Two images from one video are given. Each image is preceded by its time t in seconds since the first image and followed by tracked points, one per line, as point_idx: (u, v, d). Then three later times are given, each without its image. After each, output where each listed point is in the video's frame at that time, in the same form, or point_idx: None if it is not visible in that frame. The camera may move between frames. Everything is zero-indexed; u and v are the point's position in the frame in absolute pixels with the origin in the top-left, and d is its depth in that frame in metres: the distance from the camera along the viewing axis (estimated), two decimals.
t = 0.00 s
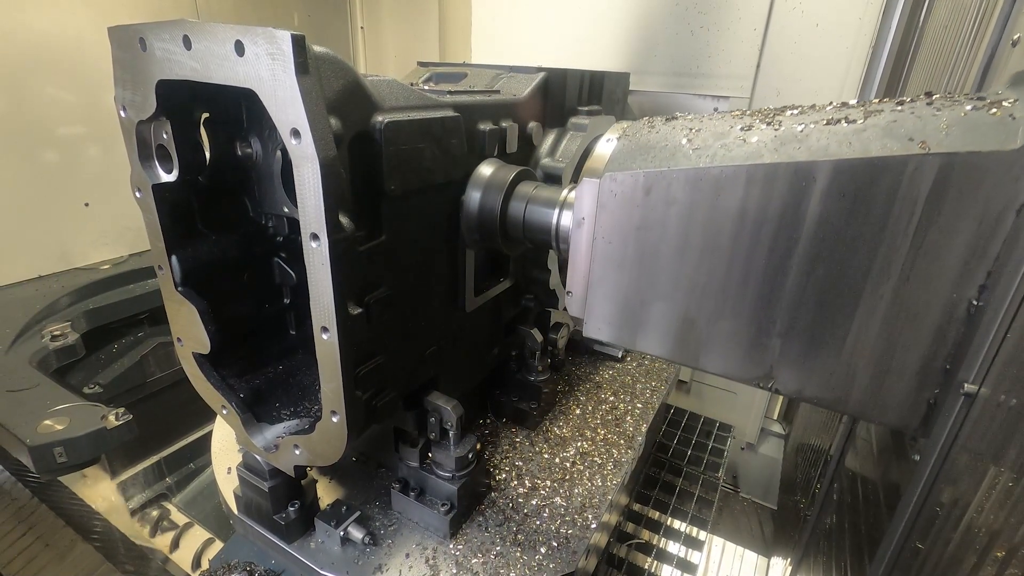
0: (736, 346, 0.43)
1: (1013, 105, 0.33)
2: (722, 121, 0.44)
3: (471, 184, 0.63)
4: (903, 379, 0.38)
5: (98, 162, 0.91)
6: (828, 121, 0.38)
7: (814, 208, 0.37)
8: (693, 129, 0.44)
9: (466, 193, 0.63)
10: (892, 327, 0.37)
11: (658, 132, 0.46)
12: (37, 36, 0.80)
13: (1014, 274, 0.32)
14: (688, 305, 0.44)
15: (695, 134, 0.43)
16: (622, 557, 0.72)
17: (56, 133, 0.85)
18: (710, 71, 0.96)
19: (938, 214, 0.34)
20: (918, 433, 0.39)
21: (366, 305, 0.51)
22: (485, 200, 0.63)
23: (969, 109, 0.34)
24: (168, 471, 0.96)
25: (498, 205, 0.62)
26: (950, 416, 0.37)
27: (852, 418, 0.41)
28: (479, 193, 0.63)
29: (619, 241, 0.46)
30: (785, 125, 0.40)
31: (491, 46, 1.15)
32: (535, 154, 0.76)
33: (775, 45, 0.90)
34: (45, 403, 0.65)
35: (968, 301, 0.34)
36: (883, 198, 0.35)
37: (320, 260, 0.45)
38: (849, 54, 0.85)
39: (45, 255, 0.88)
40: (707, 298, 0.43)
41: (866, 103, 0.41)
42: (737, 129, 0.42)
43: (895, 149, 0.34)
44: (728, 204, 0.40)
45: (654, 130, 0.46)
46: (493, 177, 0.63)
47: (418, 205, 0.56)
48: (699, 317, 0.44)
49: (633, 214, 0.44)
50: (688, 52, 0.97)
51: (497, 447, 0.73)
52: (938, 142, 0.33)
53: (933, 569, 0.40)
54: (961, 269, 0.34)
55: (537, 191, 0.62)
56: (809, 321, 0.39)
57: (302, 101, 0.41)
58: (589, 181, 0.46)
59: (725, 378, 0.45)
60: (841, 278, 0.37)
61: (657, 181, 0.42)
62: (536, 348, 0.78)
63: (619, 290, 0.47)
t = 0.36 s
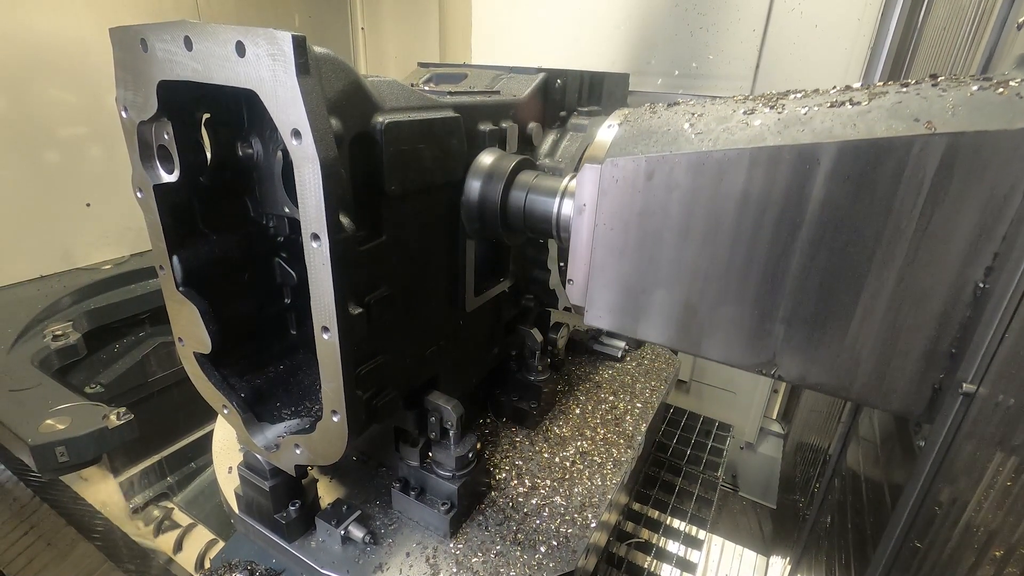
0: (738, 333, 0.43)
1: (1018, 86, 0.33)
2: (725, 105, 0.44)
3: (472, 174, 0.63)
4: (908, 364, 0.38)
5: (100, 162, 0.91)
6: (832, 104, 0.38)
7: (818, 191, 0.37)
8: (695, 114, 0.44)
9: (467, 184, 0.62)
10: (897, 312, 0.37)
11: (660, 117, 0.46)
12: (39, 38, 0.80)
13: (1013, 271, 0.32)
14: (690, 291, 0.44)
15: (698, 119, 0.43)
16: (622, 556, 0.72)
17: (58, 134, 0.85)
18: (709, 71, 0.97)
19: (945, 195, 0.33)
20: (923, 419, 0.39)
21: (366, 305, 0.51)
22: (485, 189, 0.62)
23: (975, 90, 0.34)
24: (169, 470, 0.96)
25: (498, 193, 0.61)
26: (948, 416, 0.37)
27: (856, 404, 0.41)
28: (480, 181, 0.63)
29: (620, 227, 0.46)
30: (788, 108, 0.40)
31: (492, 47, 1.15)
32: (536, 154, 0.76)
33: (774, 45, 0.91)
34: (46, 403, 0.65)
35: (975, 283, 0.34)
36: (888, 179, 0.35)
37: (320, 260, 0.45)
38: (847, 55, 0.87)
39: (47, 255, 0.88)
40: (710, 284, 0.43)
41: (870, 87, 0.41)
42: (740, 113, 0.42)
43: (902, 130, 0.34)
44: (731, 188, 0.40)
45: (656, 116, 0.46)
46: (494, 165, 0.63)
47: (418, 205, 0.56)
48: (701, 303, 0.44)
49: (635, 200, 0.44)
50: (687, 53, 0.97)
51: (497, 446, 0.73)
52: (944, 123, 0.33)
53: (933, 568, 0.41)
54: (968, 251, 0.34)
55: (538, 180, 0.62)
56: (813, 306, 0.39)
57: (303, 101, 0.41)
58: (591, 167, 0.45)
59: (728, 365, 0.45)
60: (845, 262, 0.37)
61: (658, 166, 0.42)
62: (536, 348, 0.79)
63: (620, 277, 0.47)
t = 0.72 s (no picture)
0: (740, 319, 0.43)
1: None
2: (727, 89, 0.44)
3: (472, 164, 0.63)
4: (911, 349, 0.37)
5: (102, 163, 0.92)
6: (836, 86, 0.38)
7: (822, 173, 0.37)
8: (697, 98, 0.44)
9: (468, 176, 0.62)
10: (901, 296, 0.36)
11: (662, 103, 0.45)
12: (40, 38, 0.80)
13: (1018, 260, 0.32)
14: (692, 276, 0.44)
15: (700, 104, 0.43)
16: (622, 556, 0.72)
17: (59, 135, 0.85)
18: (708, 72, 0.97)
19: (950, 176, 0.33)
20: (927, 403, 0.38)
21: (367, 305, 0.51)
22: (486, 178, 0.62)
23: (982, 69, 0.34)
24: (171, 469, 0.96)
25: (499, 181, 0.61)
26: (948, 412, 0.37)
27: (859, 390, 0.40)
28: (480, 172, 0.62)
29: (622, 212, 0.46)
30: (792, 91, 0.40)
31: (492, 49, 1.15)
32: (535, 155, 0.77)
33: (773, 46, 0.91)
34: (48, 402, 0.65)
35: (982, 264, 0.34)
36: (893, 160, 0.34)
37: (321, 260, 0.45)
38: (845, 55, 0.87)
39: (49, 255, 0.88)
40: (712, 269, 0.43)
41: (874, 69, 0.40)
42: (743, 97, 0.42)
43: (907, 110, 0.34)
44: (734, 172, 0.40)
45: (658, 101, 0.46)
46: (494, 155, 0.63)
47: (418, 204, 0.56)
48: (703, 288, 0.44)
49: (637, 185, 0.44)
50: (686, 54, 0.98)
51: (497, 445, 0.73)
52: (951, 103, 0.33)
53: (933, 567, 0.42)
54: (974, 233, 0.33)
55: (539, 168, 0.61)
56: (816, 291, 0.39)
57: (304, 102, 0.41)
58: (592, 153, 0.45)
59: (730, 353, 0.45)
60: (850, 245, 0.37)
61: (660, 150, 0.42)
62: (536, 347, 0.79)
63: (622, 264, 0.47)
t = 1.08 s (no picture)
0: (743, 305, 0.43)
1: None
2: (730, 74, 0.45)
3: (473, 154, 0.62)
4: (916, 334, 0.37)
5: (103, 163, 0.92)
6: (840, 67, 0.38)
7: (827, 155, 0.37)
8: (700, 83, 0.44)
9: (468, 165, 0.62)
10: (905, 279, 0.36)
11: (665, 88, 0.46)
12: (41, 38, 0.80)
13: None
14: (694, 263, 0.44)
15: (703, 88, 0.43)
16: (621, 555, 0.72)
17: (60, 135, 0.85)
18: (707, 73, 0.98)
19: (956, 156, 0.33)
20: (931, 389, 0.38)
21: (368, 305, 0.51)
22: (486, 167, 0.62)
23: (989, 48, 0.34)
24: (172, 468, 0.97)
25: (499, 169, 0.61)
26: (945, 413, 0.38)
27: (863, 376, 0.40)
28: (480, 161, 0.62)
29: (625, 198, 0.46)
30: (797, 74, 0.40)
31: (492, 49, 1.16)
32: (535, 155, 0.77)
33: (772, 47, 0.92)
34: (49, 402, 0.65)
35: (988, 246, 0.33)
36: (897, 142, 0.34)
37: (321, 260, 0.45)
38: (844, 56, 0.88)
39: (50, 255, 0.88)
40: (715, 254, 0.43)
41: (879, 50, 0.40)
42: (747, 81, 0.42)
43: (912, 90, 0.33)
44: (737, 155, 0.40)
45: (658, 87, 0.47)
46: (494, 145, 0.63)
47: (419, 205, 0.57)
48: (706, 274, 0.44)
49: (639, 170, 0.44)
50: (686, 55, 0.98)
51: (496, 446, 0.73)
52: (958, 82, 0.32)
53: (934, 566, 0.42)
54: (981, 214, 0.33)
55: (539, 158, 0.61)
56: (820, 276, 0.39)
57: (305, 102, 0.41)
58: (594, 138, 0.46)
59: (732, 340, 0.45)
60: (855, 228, 0.37)
61: (663, 135, 0.42)
62: (535, 347, 0.79)
63: (625, 250, 0.47)
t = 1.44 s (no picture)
0: (744, 296, 0.43)
1: None
2: (730, 62, 0.45)
3: (473, 145, 0.62)
4: (920, 323, 0.37)
5: (104, 164, 0.92)
6: (842, 53, 0.38)
7: (830, 142, 0.37)
8: (702, 72, 0.45)
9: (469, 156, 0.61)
10: (910, 266, 0.36)
11: (666, 78, 0.46)
12: (41, 38, 0.80)
13: None
14: (695, 252, 0.45)
15: (704, 78, 0.44)
16: (621, 553, 0.73)
17: (60, 136, 0.86)
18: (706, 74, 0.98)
19: (961, 141, 0.33)
20: (936, 379, 0.38)
21: (369, 305, 0.52)
22: (486, 158, 0.61)
23: (995, 32, 0.34)
24: (173, 468, 0.97)
25: (499, 161, 0.60)
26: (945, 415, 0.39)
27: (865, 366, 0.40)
28: (480, 152, 0.61)
29: (625, 188, 0.46)
30: (799, 60, 0.40)
31: (492, 50, 1.16)
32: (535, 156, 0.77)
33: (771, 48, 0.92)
34: (51, 402, 0.66)
35: (994, 233, 0.34)
36: (901, 127, 0.34)
37: (322, 260, 0.46)
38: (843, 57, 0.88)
39: (51, 255, 0.89)
40: (716, 243, 0.43)
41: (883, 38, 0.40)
42: (748, 69, 0.42)
43: (917, 75, 0.34)
44: (738, 143, 0.40)
45: (658, 76, 0.47)
46: (493, 136, 0.62)
47: (419, 205, 0.57)
48: (707, 263, 0.44)
49: (639, 160, 0.45)
50: (685, 56, 0.98)
51: (495, 446, 0.73)
52: (963, 66, 0.32)
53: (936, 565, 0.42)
54: (987, 200, 0.33)
55: (539, 150, 0.61)
56: (823, 264, 0.39)
57: (305, 102, 0.41)
58: (594, 128, 0.46)
59: (733, 330, 0.45)
60: (858, 215, 0.37)
61: (662, 123, 0.43)
62: (535, 347, 0.79)
63: (625, 241, 0.48)
